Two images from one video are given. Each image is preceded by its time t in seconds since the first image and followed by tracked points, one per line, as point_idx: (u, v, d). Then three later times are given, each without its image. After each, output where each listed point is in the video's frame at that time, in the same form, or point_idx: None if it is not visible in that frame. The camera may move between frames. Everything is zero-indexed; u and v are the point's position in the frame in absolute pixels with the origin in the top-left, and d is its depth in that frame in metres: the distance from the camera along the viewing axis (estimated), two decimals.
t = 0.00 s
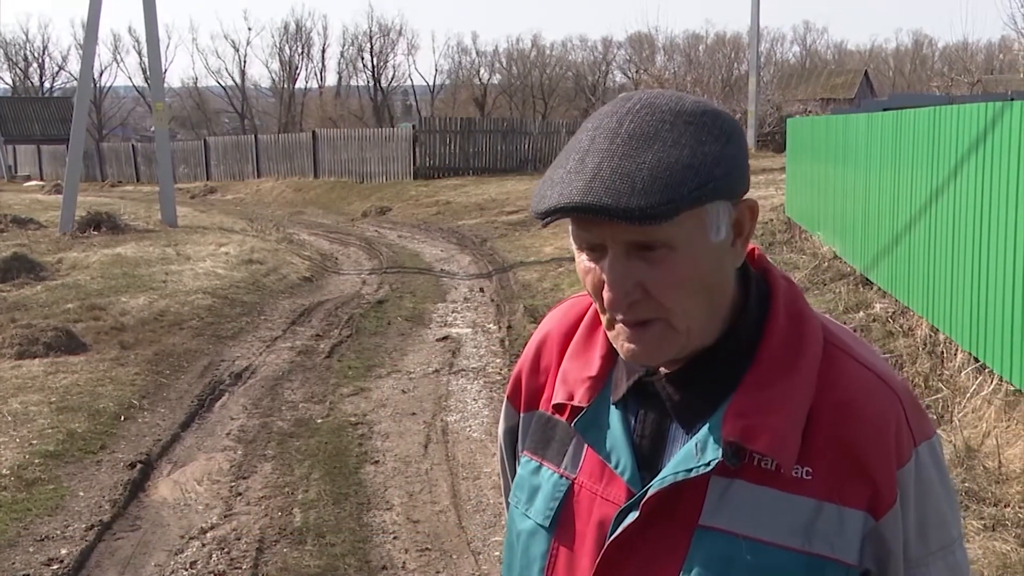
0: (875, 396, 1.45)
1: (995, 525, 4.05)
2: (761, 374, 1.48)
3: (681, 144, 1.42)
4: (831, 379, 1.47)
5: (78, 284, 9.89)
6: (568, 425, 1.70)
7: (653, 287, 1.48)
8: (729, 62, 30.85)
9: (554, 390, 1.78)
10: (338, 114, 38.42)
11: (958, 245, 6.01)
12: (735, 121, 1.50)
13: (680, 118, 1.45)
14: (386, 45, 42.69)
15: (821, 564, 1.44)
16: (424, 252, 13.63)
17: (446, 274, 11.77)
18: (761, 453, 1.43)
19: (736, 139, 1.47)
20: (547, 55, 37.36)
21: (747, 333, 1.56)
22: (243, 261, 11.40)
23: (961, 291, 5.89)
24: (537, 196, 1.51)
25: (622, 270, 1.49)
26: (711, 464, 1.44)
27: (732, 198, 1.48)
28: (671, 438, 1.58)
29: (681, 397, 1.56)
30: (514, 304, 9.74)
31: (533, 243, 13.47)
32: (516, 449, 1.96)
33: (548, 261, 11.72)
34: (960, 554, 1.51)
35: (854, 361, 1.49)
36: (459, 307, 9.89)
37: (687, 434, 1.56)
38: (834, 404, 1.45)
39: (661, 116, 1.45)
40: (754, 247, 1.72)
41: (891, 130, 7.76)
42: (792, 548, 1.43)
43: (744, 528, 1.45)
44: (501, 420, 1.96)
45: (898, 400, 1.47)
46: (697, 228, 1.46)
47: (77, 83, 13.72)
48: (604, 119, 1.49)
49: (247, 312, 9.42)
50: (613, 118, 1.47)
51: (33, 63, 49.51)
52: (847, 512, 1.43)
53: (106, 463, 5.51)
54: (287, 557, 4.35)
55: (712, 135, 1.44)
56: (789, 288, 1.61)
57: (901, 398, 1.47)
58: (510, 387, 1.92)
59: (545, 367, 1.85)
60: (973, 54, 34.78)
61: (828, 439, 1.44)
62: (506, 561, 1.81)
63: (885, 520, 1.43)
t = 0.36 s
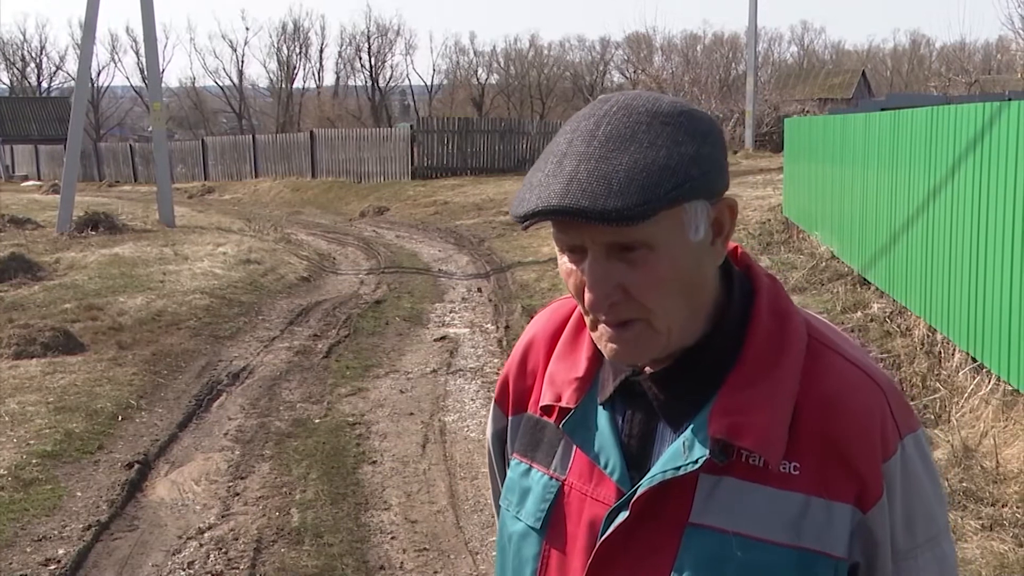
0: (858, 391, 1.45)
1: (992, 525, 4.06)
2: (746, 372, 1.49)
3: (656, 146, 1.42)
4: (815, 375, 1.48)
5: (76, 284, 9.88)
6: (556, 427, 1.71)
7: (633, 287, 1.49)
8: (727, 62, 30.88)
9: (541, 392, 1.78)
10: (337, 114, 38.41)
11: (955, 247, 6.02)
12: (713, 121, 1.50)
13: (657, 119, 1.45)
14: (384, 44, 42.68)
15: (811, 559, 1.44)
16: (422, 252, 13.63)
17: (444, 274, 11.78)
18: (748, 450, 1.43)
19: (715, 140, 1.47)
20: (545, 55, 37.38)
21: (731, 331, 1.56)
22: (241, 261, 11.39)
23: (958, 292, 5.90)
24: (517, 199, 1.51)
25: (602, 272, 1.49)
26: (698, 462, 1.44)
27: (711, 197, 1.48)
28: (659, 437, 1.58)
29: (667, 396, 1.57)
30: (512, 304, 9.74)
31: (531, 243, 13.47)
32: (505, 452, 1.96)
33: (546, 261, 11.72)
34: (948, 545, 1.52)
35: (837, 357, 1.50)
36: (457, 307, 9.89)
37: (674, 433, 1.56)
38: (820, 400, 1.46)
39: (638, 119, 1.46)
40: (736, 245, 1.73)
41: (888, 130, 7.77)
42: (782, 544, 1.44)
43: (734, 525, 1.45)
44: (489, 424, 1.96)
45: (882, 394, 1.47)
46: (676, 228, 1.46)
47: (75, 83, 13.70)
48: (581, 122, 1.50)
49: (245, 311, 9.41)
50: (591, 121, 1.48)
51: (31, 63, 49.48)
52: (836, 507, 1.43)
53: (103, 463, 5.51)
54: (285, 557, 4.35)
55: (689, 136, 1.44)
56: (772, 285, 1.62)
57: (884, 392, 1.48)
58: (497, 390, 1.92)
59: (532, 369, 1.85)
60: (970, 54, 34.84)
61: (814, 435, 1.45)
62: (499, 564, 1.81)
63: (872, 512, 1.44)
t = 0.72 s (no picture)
0: (850, 382, 1.47)
1: (991, 524, 4.07)
2: (742, 366, 1.50)
3: (657, 138, 1.43)
4: (808, 368, 1.50)
5: (75, 284, 9.88)
6: (550, 430, 1.71)
7: (634, 281, 1.50)
8: (725, 63, 30.89)
9: (532, 396, 1.78)
10: (336, 114, 38.41)
11: (954, 247, 6.04)
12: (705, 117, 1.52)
13: (654, 113, 1.47)
14: (382, 44, 42.68)
15: (812, 551, 1.45)
16: (421, 252, 13.63)
17: (442, 274, 11.78)
18: (747, 445, 1.44)
19: (710, 136, 1.49)
20: (544, 55, 37.41)
21: (724, 328, 1.58)
22: (240, 261, 11.40)
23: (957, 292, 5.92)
24: (517, 192, 1.52)
25: (604, 265, 1.50)
26: (700, 459, 1.44)
27: (707, 191, 1.50)
28: (655, 436, 1.59)
29: (662, 394, 1.57)
30: (511, 304, 9.75)
31: (530, 243, 13.48)
32: (494, 460, 1.96)
33: (545, 261, 11.73)
34: (940, 531, 1.54)
35: (828, 349, 1.52)
36: (455, 307, 9.90)
37: (670, 431, 1.57)
38: (815, 392, 1.47)
39: (636, 113, 1.47)
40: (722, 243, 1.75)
41: (887, 130, 7.79)
42: (783, 537, 1.45)
43: (736, 520, 1.46)
44: (476, 430, 1.96)
45: (874, 384, 1.49)
46: (675, 222, 1.48)
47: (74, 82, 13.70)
48: (578, 117, 1.51)
49: (244, 312, 9.42)
50: (589, 115, 1.49)
51: (30, 63, 49.47)
52: (834, 497, 1.45)
53: (102, 463, 5.52)
54: (284, 557, 4.36)
55: (687, 132, 1.46)
56: (761, 281, 1.64)
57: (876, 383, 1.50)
58: (485, 397, 1.91)
59: (520, 374, 1.85)
60: (969, 54, 34.89)
61: (810, 428, 1.46)
62: (496, 571, 1.81)
63: (871, 501, 1.45)
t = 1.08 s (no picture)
0: (865, 384, 1.48)
1: (990, 525, 4.08)
2: (759, 370, 1.50)
3: (692, 141, 1.43)
4: (825, 369, 1.51)
5: (74, 284, 9.88)
6: (559, 433, 1.70)
7: (662, 285, 1.50)
8: (725, 63, 30.89)
9: (539, 397, 1.77)
10: (335, 114, 38.40)
11: (953, 246, 6.04)
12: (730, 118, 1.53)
13: (683, 114, 1.46)
14: (382, 44, 42.67)
15: (827, 553, 1.46)
16: (420, 252, 13.63)
17: (442, 274, 11.78)
18: (765, 449, 1.44)
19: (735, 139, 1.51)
20: (543, 56, 37.42)
21: (737, 331, 1.59)
22: (239, 262, 11.39)
23: (955, 288, 5.93)
24: (545, 194, 1.50)
25: (632, 270, 1.50)
26: (720, 464, 1.44)
27: (732, 194, 1.51)
28: (668, 439, 1.59)
29: (678, 397, 1.58)
30: (510, 304, 9.75)
31: (529, 243, 13.48)
32: (495, 460, 1.95)
33: (545, 261, 11.73)
34: (945, 531, 1.57)
35: (842, 350, 1.53)
36: (455, 307, 9.89)
37: (684, 434, 1.57)
38: (831, 393, 1.48)
39: (664, 110, 1.47)
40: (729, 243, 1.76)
41: (886, 131, 7.79)
42: (799, 539, 1.46)
43: (752, 524, 1.47)
44: (477, 431, 1.94)
45: (886, 385, 1.51)
46: (705, 225, 1.48)
47: (73, 82, 13.70)
48: (606, 116, 1.50)
49: (243, 311, 9.41)
50: (619, 115, 1.48)
51: (30, 63, 49.48)
52: (849, 499, 1.46)
53: (102, 463, 5.52)
54: (284, 557, 4.36)
55: (716, 133, 1.47)
56: (770, 283, 1.65)
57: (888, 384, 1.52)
58: (486, 396, 1.90)
59: (525, 373, 1.84)
60: (968, 54, 34.91)
61: (826, 430, 1.47)
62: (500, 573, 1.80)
63: (885, 502, 1.47)
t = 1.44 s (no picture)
0: (876, 393, 1.48)
1: (990, 524, 4.08)
2: (766, 375, 1.50)
3: (700, 150, 1.43)
4: (835, 378, 1.50)
5: (74, 284, 9.88)
6: (567, 432, 1.71)
7: (665, 293, 1.50)
8: (725, 63, 30.92)
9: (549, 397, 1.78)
10: (335, 115, 38.43)
11: (953, 245, 6.04)
12: (745, 126, 1.52)
13: (693, 122, 1.46)
14: (382, 45, 42.69)
15: (831, 561, 1.46)
16: (420, 252, 13.63)
17: (442, 274, 11.79)
18: (771, 456, 1.44)
19: (748, 146, 1.49)
20: (543, 56, 37.45)
21: (748, 336, 1.58)
22: (239, 262, 11.40)
23: (955, 287, 5.93)
24: (549, 198, 1.50)
25: (636, 276, 1.50)
26: (723, 470, 1.44)
27: (741, 202, 1.50)
28: (674, 442, 1.59)
29: (686, 401, 1.57)
30: (510, 304, 9.75)
31: (529, 243, 13.47)
32: (506, 458, 1.96)
33: (544, 261, 11.73)
34: (955, 543, 1.55)
35: (854, 358, 1.52)
36: (455, 307, 9.89)
37: (692, 438, 1.57)
38: (840, 402, 1.48)
39: (673, 116, 1.47)
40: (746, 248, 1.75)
41: (886, 131, 7.80)
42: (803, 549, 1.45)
43: (755, 530, 1.46)
44: (489, 429, 1.95)
45: (897, 396, 1.50)
46: (711, 233, 1.47)
47: (73, 82, 13.70)
48: (615, 121, 1.50)
49: (243, 311, 9.41)
50: (628, 121, 1.48)
51: (29, 64, 49.50)
52: (855, 511, 1.45)
53: (101, 463, 5.52)
54: (283, 557, 4.36)
55: (727, 140, 1.46)
56: (785, 289, 1.64)
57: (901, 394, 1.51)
58: (499, 393, 1.91)
59: (537, 372, 1.85)
60: (968, 55, 34.97)
61: (833, 438, 1.46)
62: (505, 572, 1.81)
63: (892, 515, 1.46)
